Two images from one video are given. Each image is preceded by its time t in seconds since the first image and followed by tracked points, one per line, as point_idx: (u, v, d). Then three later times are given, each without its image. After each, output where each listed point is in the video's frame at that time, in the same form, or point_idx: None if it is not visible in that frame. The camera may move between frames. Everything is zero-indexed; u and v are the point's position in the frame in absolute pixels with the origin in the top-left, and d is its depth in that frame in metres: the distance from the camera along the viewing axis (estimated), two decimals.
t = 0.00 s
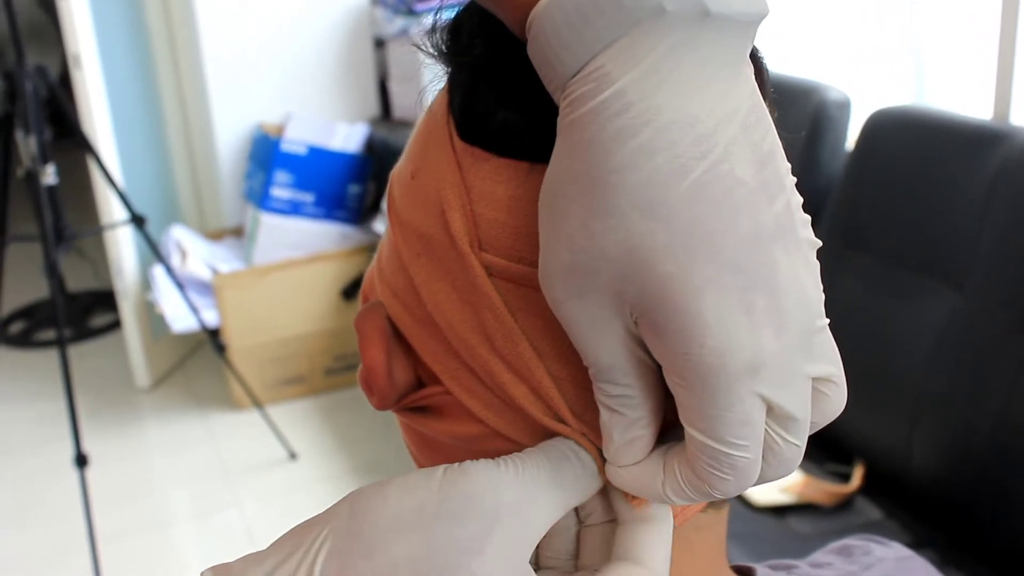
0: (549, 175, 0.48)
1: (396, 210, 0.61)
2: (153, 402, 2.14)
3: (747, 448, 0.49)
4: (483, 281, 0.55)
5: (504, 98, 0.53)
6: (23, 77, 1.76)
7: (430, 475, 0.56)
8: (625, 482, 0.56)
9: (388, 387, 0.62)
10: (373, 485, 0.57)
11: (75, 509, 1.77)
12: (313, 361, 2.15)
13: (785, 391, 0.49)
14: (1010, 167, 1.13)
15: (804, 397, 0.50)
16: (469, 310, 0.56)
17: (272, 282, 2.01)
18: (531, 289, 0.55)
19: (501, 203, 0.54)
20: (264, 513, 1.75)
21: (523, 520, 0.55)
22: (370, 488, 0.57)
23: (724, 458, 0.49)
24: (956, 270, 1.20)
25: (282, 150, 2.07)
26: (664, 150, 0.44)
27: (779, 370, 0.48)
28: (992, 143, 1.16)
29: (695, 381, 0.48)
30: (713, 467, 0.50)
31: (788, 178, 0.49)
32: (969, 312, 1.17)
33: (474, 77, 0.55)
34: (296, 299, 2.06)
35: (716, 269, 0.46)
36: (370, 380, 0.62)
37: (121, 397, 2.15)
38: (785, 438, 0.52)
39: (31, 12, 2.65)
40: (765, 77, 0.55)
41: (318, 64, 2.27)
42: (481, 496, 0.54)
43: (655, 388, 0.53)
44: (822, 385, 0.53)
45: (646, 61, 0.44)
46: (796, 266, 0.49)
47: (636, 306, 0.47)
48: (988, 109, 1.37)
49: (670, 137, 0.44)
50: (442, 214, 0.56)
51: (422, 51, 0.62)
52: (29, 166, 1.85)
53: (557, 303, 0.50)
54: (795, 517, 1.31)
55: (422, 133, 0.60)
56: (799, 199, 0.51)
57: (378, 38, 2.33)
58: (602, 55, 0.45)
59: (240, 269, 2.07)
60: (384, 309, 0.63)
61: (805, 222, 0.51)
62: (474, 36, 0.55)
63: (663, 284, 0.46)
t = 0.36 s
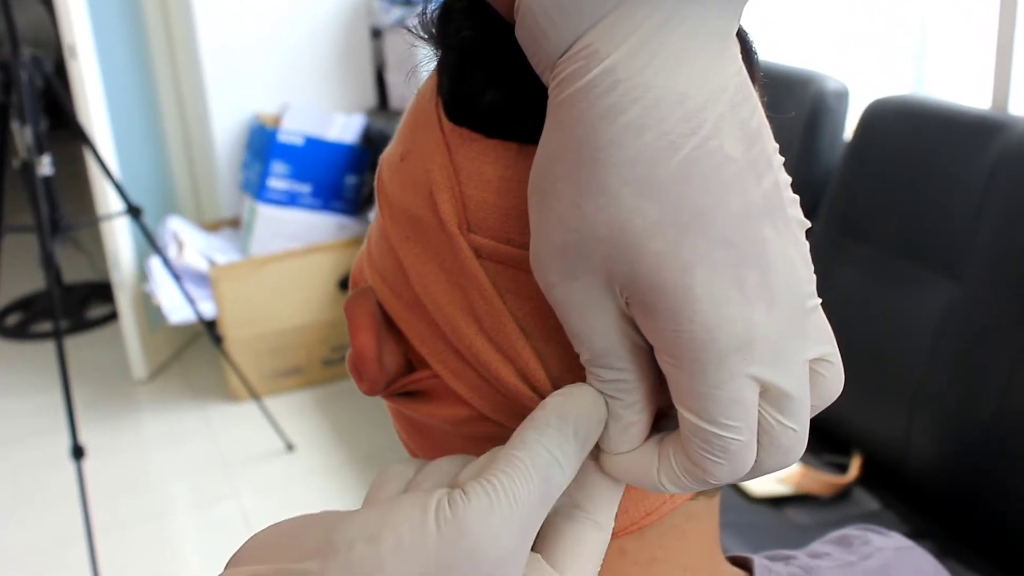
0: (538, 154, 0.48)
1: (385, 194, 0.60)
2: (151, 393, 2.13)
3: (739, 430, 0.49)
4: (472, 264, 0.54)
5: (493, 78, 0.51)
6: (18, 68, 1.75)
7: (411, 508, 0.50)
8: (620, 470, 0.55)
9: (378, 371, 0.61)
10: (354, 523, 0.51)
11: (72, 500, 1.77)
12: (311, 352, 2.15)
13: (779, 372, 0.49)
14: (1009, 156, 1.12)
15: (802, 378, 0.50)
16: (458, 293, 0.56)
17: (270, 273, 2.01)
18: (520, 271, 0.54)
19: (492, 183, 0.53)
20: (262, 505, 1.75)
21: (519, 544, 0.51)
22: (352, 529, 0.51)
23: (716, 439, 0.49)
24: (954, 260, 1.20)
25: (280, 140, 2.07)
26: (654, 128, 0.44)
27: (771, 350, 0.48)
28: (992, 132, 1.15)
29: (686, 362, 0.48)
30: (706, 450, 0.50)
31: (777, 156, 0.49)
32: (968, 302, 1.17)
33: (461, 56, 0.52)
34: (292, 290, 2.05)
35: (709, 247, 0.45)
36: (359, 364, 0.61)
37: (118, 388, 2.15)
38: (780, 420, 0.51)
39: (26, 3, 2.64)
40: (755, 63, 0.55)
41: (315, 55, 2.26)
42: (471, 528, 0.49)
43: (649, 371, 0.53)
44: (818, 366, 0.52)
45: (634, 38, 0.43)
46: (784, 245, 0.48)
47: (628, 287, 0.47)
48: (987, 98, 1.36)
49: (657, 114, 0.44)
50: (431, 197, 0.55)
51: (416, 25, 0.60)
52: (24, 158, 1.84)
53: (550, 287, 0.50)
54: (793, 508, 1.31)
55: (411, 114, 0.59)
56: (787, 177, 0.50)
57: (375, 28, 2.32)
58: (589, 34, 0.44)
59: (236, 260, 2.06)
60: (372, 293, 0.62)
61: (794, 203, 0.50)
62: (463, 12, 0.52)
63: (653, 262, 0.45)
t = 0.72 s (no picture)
0: (535, 161, 0.47)
1: (377, 194, 0.59)
2: (151, 394, 2.13)
3: (731, 445, 0.49)
4: (463, 266, 0.54)
5: (487, 80, 0.51)
6: (19, 68, 1.75)
7: (436, 543, 0.47)
8: (606, 480, 0.55)
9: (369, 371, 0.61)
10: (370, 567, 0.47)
11: (71, 501, 1.77)
12: (311, 353, 2.15)
13: (772, 387, 0.49)
14: (1009, 157, 1.12)
15: (793, 391, 0.50)
16: (449, 296, 0.55)
17: (271, 273, 2.01)
18: (510, 270, 0.54)
19: (485, 185, 0.53)
20: (262, 505, 1.75)
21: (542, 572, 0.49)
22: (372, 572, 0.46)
23: (708, 455, 0.49)
24: (955, 261, 1.19)
25: (280, 141, 2.07)
26: (659, 138, 0.44)
27: (769, 364, 0.48)
28: (993, 133, 1.15)
29: (688, 376, 0.47)
30: (698, 465, 0.50)
31: (772, 168, 0.49)
32: (968, 302, 1.16)
33: (455, 58, 0.51)
34: (291, 292, 2.05)
35: (708, 261, 0.45)
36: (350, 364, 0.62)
37: (118, 388, 2.15)
38: (771, 434, 0.51)
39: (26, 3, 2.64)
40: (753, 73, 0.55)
41: (315, 55, 2.26)
42: (503, 559, 0.47)
43: (643, 386, 0.53)
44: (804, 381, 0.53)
45: (641, 45, 0.43)
46: (783, 257, 0.49)
47: (624, 300, 0.47)
48: (987, 99, 1.36)
49: (660, 125, 0.44)
50: (423, 199, 0.54)
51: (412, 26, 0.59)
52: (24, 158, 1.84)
53: (546, 299, 0.49)
54: (793, 509, 1.31)
55: (406, 113, 0.58)
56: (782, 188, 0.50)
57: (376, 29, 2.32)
58: (596, 38, 0.44)
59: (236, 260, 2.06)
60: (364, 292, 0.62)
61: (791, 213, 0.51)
62: (457, 11, 0.51)
63: (654, 277, 0.45)
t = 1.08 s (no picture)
0: (531, 163, 0.47)
1: (370, 203, 0.59)
2: (151, 393, 2.13)
3: (737, 448, 0.49)
4: (461, 280, 0.54)
5: (474, 88, 0.51)
6: (19, 67, 1.75)
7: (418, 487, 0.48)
8: (609, 490, 0.55)
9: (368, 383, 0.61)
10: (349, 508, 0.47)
11: (71, 500, 1.77)
12: (312, 352, 2.15)
13: (775, 387, 0.49)
14: (1010, 158, 1.12)
15: (800, 391, 0.50)
16: (448, 309, 0.55)
17: (272, 271, 2.01)
18: (508, 284, 0.54)
19: (479, 195, 0.53)
20: (262, 504, 1.75)
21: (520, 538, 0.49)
22: (352, 514, 0.46)
23: (714, 458, 0.49)
24: (955, 261, 1.20)
25: (280, 140, 2.07)
26: (653, 135, 0.44)
27: (771, 363, 0.48)
28: (992, 133, 1.15)
29: (689, 372, 0.47)
30: (703, 470, 0.50)
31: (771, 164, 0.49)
32: (968, 302, 1.16)
33: (444, 64, 0.52)
34: (291, 291, 2.05)
35: (708, 259, 0.45)
36: (348, 377, 0.62)
37: (118, 387, 2.15)
38: (782, 434, 0.51)
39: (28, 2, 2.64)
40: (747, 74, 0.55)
41: (316, 54, 2.26)
42: (482, 508, 0.48)
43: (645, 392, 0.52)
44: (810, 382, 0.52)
45: (634, 42, 0.43)
46: (783, 252, 0.48)
47: (625, 300, 0.47)
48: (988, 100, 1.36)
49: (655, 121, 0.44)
50: (417, 211, 0.54)
51: (397, 33, 0.59)
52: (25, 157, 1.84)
53: (545, 299, 0.49)
54: (794, 509, 1.31)
55: (396, 123, 0.58)
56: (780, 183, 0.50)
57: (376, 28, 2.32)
58: (587, 36, 0.44)
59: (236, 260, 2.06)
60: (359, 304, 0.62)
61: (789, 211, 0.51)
62: (443, 16, 0.52)
63: (654, 275, 0.45)
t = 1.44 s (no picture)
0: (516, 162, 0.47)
1: (355, 202, 0.59)
2: (149, 392, 2.14)
3: (728, 442, 0.49)
4: (451, 279, 0.54)
5: (463, 85, 0.51)
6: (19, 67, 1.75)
7: (410, 517, 0.47)
8: (604, 489, 0.55)
9: (355, 385, 0.62)
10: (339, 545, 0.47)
11: (69, 500, 1.77)
12: (311, 351, 2.15)
13: (767, 382, 0.49)
14: (1008, 159, 1.12)
15: (789, 385, 0.50)
16: (436, 310, 0.55)
17: (271, 271, 2.01)
18: (497, 281, 0.54)
19: (469, 194, 0.53)
20: (261, 503, 1.75)
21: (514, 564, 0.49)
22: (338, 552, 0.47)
23: (705, 452, 0.49)
24: (954, 262, 1.20)
25: (279, 140, 2.08)
26: (641, 131, 0.44)
27: (758, 357, 0.48)
28: (989, 134, 1.16)
29: (679, 367, 0.47)
30: (696, 464, 0.50)
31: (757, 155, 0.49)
32: (968, 303, 1.16)
33: (436, 62, 0.52)
34: (288, 290, 2.05)
35: (695, 256, 0.46)
36: (337, 379, 0.62)
37: (117, 387, 2.15)
38: (770, 429, 0.51)
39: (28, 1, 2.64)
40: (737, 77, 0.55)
41: (315, 54, 2.26)
42: (473, 537, 0.47)
43: (638, 386, 0.53)
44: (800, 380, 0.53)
45: (622, 39, 0.43)
46: (771, 250, 0.49)
47: (614, 296, 0.47)
48: (986, 100, 1.37)
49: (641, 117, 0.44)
50: (406, 208, 0.54)
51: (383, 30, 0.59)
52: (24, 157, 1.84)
53: (534, 297, 0.49)
54: (792, 509, 1.31)
55: (382, 121, 0.58)
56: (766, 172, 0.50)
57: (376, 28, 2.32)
58: (575, 33, 0.44)
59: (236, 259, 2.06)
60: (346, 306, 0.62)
61: (778, 210, 0.51)
62: (432, 11, 0.51)
63: (642, 270, 0.45)
